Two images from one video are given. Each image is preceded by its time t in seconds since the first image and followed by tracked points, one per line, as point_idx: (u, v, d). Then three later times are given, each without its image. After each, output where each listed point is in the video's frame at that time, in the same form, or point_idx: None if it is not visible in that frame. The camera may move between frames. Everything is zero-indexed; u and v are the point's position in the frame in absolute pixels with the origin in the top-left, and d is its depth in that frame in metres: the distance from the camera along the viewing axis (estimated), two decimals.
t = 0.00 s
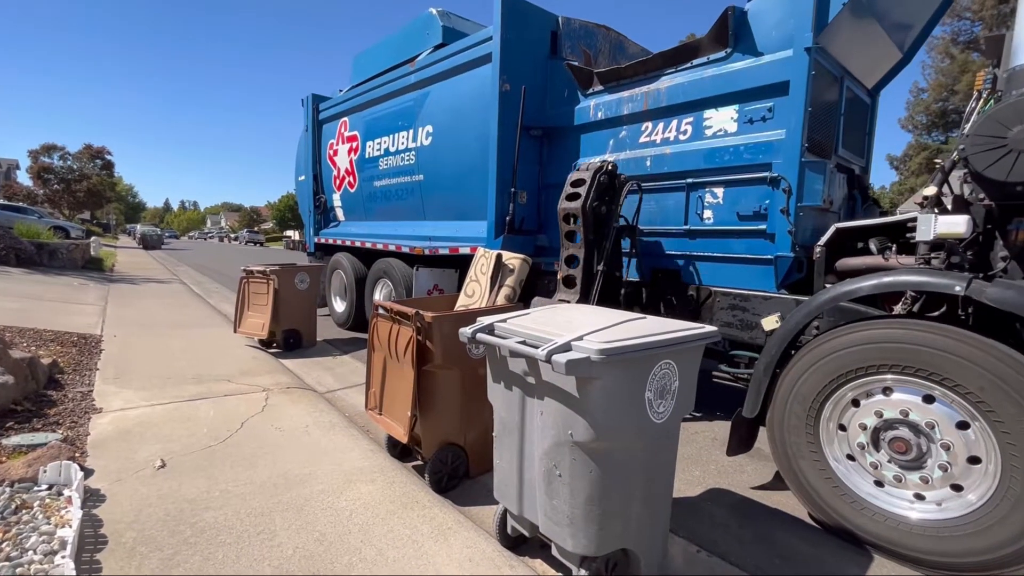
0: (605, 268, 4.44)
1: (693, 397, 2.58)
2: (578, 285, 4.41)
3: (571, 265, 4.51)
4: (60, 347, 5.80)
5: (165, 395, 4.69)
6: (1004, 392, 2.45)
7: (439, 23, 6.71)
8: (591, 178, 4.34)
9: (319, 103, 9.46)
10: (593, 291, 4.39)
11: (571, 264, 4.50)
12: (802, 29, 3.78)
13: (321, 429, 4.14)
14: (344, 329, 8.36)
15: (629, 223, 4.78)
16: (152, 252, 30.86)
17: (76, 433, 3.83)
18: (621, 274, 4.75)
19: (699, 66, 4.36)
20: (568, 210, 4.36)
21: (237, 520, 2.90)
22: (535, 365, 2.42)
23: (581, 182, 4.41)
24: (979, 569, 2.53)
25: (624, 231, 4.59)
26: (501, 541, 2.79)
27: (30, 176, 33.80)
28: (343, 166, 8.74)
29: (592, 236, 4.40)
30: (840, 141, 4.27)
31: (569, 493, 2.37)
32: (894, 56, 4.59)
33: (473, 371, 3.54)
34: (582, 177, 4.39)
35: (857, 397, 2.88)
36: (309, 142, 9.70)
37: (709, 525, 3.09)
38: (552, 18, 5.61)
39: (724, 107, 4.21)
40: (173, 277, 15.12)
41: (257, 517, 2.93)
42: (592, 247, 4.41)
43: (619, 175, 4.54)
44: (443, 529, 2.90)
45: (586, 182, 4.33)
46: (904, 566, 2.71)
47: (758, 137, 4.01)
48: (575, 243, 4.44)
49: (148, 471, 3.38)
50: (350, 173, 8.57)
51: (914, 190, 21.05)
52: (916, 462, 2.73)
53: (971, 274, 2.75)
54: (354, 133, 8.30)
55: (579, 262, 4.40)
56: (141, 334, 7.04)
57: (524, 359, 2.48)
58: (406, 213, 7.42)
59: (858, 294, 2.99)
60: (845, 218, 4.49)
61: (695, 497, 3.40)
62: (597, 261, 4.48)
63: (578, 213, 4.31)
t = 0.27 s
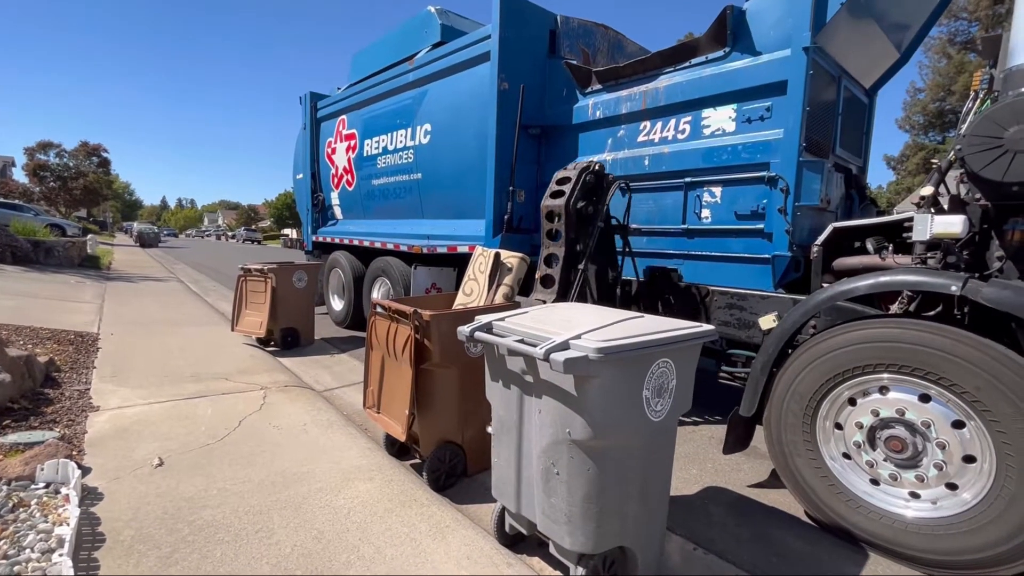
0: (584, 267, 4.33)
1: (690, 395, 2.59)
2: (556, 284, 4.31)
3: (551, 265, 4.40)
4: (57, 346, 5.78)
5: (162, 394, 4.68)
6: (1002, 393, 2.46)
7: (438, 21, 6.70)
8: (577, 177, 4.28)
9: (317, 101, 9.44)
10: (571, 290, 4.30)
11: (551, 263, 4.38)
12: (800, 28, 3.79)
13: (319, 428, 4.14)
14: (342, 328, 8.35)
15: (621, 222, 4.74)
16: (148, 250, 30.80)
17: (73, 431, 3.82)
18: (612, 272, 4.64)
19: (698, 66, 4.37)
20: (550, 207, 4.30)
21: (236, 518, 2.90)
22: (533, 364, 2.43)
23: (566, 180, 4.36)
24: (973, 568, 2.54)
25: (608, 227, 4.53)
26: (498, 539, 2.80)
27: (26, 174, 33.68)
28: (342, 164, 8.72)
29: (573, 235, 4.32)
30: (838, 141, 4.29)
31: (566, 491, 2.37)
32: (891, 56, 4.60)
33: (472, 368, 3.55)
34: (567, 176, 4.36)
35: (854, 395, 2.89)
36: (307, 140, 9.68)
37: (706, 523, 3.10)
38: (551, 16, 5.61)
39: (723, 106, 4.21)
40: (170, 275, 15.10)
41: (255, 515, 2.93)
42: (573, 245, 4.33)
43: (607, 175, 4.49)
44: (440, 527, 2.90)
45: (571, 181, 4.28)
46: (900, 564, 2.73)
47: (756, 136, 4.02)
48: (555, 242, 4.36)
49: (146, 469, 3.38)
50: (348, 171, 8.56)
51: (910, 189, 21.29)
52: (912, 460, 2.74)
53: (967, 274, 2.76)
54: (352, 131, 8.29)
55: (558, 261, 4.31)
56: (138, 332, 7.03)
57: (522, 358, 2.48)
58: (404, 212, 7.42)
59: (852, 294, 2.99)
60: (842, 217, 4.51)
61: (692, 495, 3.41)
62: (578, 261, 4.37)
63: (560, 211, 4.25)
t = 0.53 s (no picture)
0: (567, 267, 4.31)
1: (689, 395, 2.59)
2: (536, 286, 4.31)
3: (534, 266, 4.38)
4: (55, 344, 5.78)
5: (161, 392, 4.68)
6: (999, 393, 2.46)
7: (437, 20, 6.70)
8: (563, 178, 4.31)
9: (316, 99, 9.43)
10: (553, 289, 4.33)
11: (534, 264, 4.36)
12: (800, 27, 3.79)
13: (318, 427, 4.14)
14: (341, 327, 8.35)
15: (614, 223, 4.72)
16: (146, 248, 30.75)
17: (72, 430, 3.82)
18: (606, 273, 4.60)
19: (697, 65, 4.37)
20: (535, 207, 4.30)
21: (235, 516, 2.90)
22: (532, 363, 2.43)
23: (553, 181, 4.38)
24: (970, 566, 2.55)
25: (595, 224, 4.48)
26: (497, 537, 2.80)
27: (24, 172, 33.62)
28: (341, 163, 8.72)
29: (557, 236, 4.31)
30: (837, 140, 4.29)
31: (565, 490, 2.38)
32: (890, 55, 4.61)
33: (471, 367, 3.58)
34: (554, 177, 4.38)
35: (852, 395, 2.89)
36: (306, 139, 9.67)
37: (705, 522, 3.10)
38: (550, 15, 5.61)
39: (723, 106, 4.21)
40: (169, 273, 15.08)
41: (254, 514, 2.93)
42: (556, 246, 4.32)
43: (594, 177, 4.49)
44: (439, 525, 2.90)
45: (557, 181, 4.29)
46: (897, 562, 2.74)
47: (755, 136, 4.02)
48: (537, 243, 4.33)
49: (145, 467, 3.38)
50: (347, 170, 8.56)
51: (909, 190, 21.35)
52: (909, 460, 2.75)
53: (966, 274, 2.77)
54: (351, 129, 8.28)
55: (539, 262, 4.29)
56: (136, 330, 7.02)
57: (521, 357, 2.49)
58: (403, 211, 7.42)
59: (849, 293, 3.01)
60: (841, 217, 4.52)
61: (691, 494, 3.42)
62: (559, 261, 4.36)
63: (544, 212, 4.25)
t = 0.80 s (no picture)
0: (561, 265, 4.28)
1: (688, 394, 2.60)
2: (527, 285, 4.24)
3: (525, 264, 4.31)
4: (55, 343, 5.78)
5: (161, 391, 4.68)
6: (998, 393, 2.47)
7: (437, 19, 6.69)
8: (559, 177, 4.24)
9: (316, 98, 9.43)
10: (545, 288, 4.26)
11: (526, 263, 4.30)
12: (800, 27, 3.79)
13: (317, 425, 4.15)
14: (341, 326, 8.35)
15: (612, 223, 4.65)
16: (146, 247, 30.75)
17: (72, 429, 3.83)
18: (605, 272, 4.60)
19: (697, 65, 4.37)
20: (530, 205, 4.24)
21: (235, 515, 2.91)
22: (532, 362, 2.43)
23: (549, 180, 4.33)
24: (969, 566, 2.55)
25: (591, 222, 4.46)
26: (496, 536, 2.80)
27: (25, 170, 33.60)
28: (341, 161, 8.72)
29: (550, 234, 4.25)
30: (837, 140, 4.29)
31: (564, 489, 2.38)
32: (890, 55, 4.61)
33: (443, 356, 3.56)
34: (550, 176, 4.32)
35: (851, 395, 2.89)
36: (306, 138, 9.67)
37: (704, 522, 3.11)
38: (550, 15, 5.61)
39: (723, 105, 4.21)
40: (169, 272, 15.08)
41: (254, 513, 2.94)
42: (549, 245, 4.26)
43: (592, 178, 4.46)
44: (439, 525, 2.91)
45: (553, 180, 4.24)
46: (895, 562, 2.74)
47: (755, 136, 4.03)
48: (530, 240, 4.27)
49: (145, 466, 3.38)
50: (347, 169, 8.56)
51: (910, 189, 21.30)
52: (908, 459, 2.75)
53: (965, 274, 2.77)
54: (351, 128, 8.28)
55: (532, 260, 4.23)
56: (136, 329, 7.02)
57: (521, 356, 2.49)
58: (403, 210, 7.42)
59: (848, 293, 3.00)
60: (841, 217, 4.51)
61: (690, 494, 3.42)
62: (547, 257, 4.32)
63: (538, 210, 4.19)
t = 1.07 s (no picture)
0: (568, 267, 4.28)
1: (688, 393, 2.59)
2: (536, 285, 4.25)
3: (534, 264, 4.33)
4: (56, 342, 5.78)
5: (161, 390, 4.68)
6: (999, 393, 2.46)
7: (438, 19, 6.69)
8: (564, 177, 4.28)
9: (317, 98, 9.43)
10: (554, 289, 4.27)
11: (534, 263, 4.32)
12: (801, 26, 3.78)
13: (318, 424, 4.15)
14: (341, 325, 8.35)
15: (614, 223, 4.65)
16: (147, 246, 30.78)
17: (73, 427, 3.83)
18: (606, 272, 4.61)
19: (698, 64, 4.36)
20: (536, 205, 4.26)
21: (235, 514, 2.91)
22: (532, 362, 2.43)
23: (554, 180, 4.35)
24: (969, 567, 2.55)
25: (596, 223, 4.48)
26: (497, 536, 2.80)
27: (26, 170, 33.64)
28: (342, 161, 8.72)
29: (557, 234, 4.28)
30: (838, 139, 4.28)
31: (564, 489, 2.38)
32: (892, 55, 4.60)
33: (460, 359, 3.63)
34: (555, 176, 4.35)
35: (852, 395, 2.89)
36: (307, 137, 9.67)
37: (704, 522, 3.10)
38: (551, 14, 5.62)
39: (724, 105, 4.21)
40: (170, 271, 15.09)
41: (254, 512, 2.94)
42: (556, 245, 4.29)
43: (596, 177, 4.49)
44: (439, 524, 2.91)
45: (558, 180, 4.27)
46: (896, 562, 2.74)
47: (756, 135, 4.02)
48: (538, 241, 4.30)
49: (145, 465, 3.38)
50: (348, 168, 8.56)
51: (912, 189, 21.26)
52: (909, 460, 2.75)
53: (966, 274, 2.76)
54: (352, 128, 8.29)
55: (540, 260, 4.25)
56: (137, 328, 7.03)
57: (521, 356, 2.49)
58: (404, 209, 7.42)
59: (850, 293, 3.00)
60: (842, 216, 4.51)
61: (691, 494, 3.42)
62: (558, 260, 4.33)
63: (544, 210, 4.22)
